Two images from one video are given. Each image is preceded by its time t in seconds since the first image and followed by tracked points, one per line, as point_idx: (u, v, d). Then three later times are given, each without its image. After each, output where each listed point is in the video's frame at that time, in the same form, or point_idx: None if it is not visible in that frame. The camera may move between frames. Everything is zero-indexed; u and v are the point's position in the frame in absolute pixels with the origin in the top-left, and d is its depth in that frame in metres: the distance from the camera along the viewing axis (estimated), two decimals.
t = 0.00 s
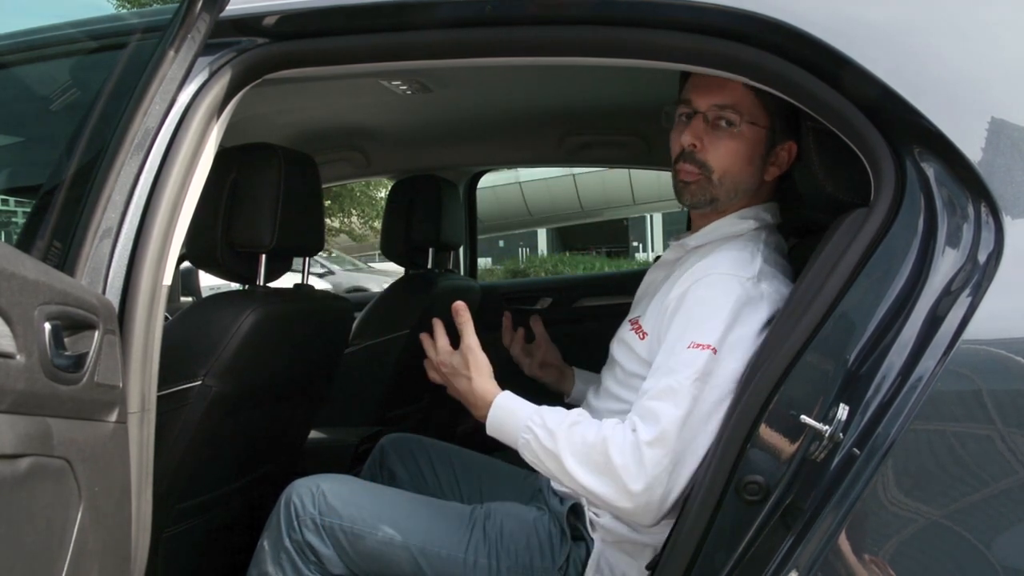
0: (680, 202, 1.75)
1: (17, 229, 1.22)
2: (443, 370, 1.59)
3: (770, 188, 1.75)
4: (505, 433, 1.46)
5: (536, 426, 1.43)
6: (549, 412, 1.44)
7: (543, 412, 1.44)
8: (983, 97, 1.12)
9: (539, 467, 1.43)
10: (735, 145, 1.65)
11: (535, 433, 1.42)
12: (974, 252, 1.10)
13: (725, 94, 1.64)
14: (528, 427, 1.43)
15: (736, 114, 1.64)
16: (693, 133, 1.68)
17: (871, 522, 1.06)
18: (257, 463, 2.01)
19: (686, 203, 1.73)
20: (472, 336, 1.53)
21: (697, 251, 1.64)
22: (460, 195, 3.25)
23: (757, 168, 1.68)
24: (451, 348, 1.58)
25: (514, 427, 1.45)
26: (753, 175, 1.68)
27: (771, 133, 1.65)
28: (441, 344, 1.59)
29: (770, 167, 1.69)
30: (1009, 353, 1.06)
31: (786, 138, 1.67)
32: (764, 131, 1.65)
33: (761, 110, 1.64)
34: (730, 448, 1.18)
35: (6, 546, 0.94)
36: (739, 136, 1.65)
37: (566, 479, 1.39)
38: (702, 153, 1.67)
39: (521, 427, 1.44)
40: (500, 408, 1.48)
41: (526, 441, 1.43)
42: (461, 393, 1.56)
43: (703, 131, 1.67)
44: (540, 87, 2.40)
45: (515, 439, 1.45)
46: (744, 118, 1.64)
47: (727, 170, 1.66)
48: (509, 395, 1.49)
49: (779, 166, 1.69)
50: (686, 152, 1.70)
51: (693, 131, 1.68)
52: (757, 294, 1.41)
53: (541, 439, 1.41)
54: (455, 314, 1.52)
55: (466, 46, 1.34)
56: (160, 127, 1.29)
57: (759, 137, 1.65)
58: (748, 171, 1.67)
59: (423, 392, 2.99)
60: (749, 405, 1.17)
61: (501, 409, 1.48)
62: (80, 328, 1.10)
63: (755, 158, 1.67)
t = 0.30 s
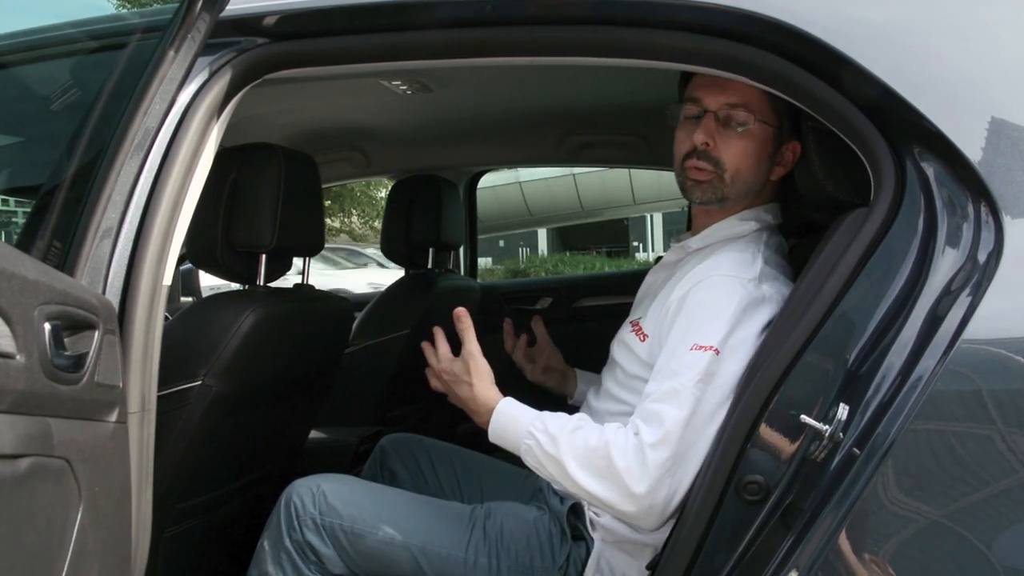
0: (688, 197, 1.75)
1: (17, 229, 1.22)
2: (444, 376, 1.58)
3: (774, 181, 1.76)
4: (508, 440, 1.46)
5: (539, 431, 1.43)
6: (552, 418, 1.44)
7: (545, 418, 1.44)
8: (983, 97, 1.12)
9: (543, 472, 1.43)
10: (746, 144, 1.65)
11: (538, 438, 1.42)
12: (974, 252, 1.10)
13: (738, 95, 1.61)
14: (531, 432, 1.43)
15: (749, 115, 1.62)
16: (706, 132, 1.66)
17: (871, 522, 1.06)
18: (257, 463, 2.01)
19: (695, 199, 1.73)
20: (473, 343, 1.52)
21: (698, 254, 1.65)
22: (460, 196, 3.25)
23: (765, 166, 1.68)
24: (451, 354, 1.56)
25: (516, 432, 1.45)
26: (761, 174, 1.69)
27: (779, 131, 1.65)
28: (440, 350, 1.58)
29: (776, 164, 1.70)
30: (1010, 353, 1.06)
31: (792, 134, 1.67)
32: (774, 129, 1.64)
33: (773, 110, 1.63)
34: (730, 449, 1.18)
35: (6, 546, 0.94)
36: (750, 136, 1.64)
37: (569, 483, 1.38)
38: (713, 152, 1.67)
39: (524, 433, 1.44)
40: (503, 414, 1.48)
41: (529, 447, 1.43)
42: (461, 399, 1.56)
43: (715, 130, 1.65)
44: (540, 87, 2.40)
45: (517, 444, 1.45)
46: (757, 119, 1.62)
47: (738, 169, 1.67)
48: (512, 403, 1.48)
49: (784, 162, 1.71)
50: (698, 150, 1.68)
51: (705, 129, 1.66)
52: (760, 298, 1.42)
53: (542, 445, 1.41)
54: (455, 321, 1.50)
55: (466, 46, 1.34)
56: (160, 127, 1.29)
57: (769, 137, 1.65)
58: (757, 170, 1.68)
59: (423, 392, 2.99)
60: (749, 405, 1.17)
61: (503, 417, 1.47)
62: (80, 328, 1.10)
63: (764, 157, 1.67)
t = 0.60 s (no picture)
0: (692, 210, 1.74)
1: (17, 229, 1.22)
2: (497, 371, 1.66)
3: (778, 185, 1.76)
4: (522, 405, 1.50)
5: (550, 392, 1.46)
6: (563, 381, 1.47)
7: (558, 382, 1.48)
8: (983, 97, 1.12)
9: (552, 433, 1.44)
10: (747, 152, 1.65)
11: (547, 398, 1.45)
12: (974, 252, 1.10)
13: (735, 103, 1.62)
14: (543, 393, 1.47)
15: (748, 122, 1.63)
16: (707, 143, 1.67)
17: (871, 522, 1.06)
18: (257, 463, 2.01)
19: (699, 212, 1.72)
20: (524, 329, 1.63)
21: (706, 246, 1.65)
22: (461, 196, 3.25)
23: (768, 171, 1.68)
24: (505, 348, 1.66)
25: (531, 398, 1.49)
26: (766, 180, 1.68)
27: (779, 137, 1.66)
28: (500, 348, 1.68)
29: (779, 169, 1.70)
30: (1010, 353, 1.07)
31: (793, 140, 1.68)
32: (774, 135, 1.65)
33: (771, 115, 1.63)
34: (730, 448, 1.18)
35: (6, 546, 0.94)
36: (751, 143, 1.65)
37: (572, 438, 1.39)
38: (716, 162, 1.67)
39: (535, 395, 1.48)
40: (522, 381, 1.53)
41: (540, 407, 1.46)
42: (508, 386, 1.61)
43: (715, 140, 1.66)
44: (540, 87, 2.40)
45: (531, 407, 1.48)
46: (755, 125, 1.63)
47: (741, 178, 1.66)
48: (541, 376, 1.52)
49: (787, 166, 1.71)
50: (699, 161, 1.68)
51: (705, 139, 1.67)
52: (762, 275, 1.42)
53: (550, 402, 1.44)
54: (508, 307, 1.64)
55: (466, 46, 1.34)
56: (160, 127, 1.29)
57: (770, 142, 1.65)
58: (760, 176, 1.67)
59: (423, 392, 2.99)
60: (750, 405, 1.17)
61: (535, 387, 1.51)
62: (81, 328, 1.10)
63: (766, 162, 1.67)
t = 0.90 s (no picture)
0: (692, 211, 1.74)
1: (17, 229, 1.22)
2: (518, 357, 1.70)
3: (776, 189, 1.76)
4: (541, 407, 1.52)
5: (564, 398, 1.47)
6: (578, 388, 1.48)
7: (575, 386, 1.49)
8: (983, 96, 1.11)
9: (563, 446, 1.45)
10: (747, 154, 1.65)
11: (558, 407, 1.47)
12: (973, 251, 1.10)
13: (734, 104, 1.63)
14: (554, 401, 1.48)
15: (748, 123, 1.63)
16: (707, 145, 1.67)
17: (871, 522, 1.06)
18: (257, 463, 2.01)
19: (700, 213, 1.73)
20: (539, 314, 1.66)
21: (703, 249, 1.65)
22: (461, 195, 3.25)
23: (769, 173, 1.67)
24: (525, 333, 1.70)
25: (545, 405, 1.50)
26: (767, 181, 1.68)
27: (780, 138, 1.65)
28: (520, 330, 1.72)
29: (781, 170, 1.69)
30: (1009, 351, 1.06)
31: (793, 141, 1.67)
32: (775, 137, 1.64)
33: (771, 116, 1.63)
34: (730, 447, 1.18)
35: (6, 546, 0.94)
36: (751, 144, 1.64)
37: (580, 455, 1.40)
38: (716, 164, 1.66)
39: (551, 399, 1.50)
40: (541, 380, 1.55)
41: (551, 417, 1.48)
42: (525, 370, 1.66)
43: (716, 142, 1.66)
44: (541, 87, 2.40)
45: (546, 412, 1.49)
46: (755, 126, 1.63)
47: (741, 180, 1.66)
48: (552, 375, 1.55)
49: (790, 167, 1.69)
50: (700, 163, 1.68)
51: (706, 142, 1.67)
52: (757, 283, 1.42)
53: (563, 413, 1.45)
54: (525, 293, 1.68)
55: (465, 46, 1.34)
56: (160, 127, 1.29)
57: (771, 143, 1.64)
58: (761, 178, 1.67)
59: (423, 392, 2.99)
60: (750, 404, 1.17)
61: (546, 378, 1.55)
62: (81, 328, 1.10)
63: (767, 164, 1.66)
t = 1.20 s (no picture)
0: (690, 211, 1.75)
1: (17, 229, 1.22)
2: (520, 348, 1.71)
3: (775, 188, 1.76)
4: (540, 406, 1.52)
5: (564, 400, 1.47)
6: (577, 389, 1.48)
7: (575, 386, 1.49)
8: (983, 96, 1.11)
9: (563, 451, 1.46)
10: (742, 153, 1.65)
11: (556, 412, 1.47)
12: (973, 251, 1.10)
13: (729, 104, 1.62)
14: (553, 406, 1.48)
15: (742, 123, 1.62)
16: (701, 144, 1.67)
17: (871, 521, 1.06)
18: (257, 463, 2.01)
19: (697, 212, 1.73)
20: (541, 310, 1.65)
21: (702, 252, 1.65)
22: (461, 195, 3.25)
23: (766, 171, 1.67)
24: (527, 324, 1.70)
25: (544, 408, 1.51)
26: (762, 179, 1.68)
27: (776, 136, 1.65)
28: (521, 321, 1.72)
29: (778, 168, 1.68)
30: (1010, 351, 1.06)
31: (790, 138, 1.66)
32: (769, 135, 1.64)
33: (766, 115, 1.63)
34: (730, 447, 1.18)
35: (6, 546, 0.94)
36: (745, 143, 1.64)
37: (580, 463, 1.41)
38: (711, 163, 1.67)
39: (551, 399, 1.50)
40: (541, 376, 1.56)
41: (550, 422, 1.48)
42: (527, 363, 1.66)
43: (710, 141, 1.66)
44: (540, 87, 2.40)
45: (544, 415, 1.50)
46: (749, 125, 1.62)
47: (736, 179, 1.66)
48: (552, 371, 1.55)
49: (786, 164, 1.69)
50: (695, 163, 1.69)
51: (700, 141, 1.67)
52: (756, 288, 1.41)
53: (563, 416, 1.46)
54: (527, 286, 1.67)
55: (465, 46, 1.34)
56: (159, 127, 1.30)
57: (766, 141, 1.64)
58: (757, 176, 1.67)
59: (423, 392, 2.99)
60: (750, 404, 1.17)
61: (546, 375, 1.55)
62: (81, 329, 1.10)
63: (763, 162, 1.66)
